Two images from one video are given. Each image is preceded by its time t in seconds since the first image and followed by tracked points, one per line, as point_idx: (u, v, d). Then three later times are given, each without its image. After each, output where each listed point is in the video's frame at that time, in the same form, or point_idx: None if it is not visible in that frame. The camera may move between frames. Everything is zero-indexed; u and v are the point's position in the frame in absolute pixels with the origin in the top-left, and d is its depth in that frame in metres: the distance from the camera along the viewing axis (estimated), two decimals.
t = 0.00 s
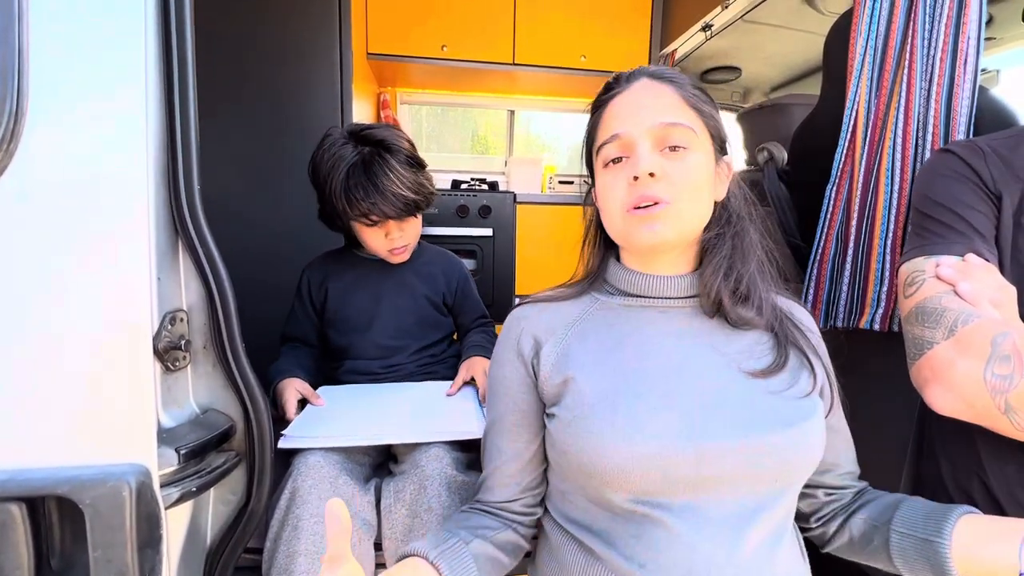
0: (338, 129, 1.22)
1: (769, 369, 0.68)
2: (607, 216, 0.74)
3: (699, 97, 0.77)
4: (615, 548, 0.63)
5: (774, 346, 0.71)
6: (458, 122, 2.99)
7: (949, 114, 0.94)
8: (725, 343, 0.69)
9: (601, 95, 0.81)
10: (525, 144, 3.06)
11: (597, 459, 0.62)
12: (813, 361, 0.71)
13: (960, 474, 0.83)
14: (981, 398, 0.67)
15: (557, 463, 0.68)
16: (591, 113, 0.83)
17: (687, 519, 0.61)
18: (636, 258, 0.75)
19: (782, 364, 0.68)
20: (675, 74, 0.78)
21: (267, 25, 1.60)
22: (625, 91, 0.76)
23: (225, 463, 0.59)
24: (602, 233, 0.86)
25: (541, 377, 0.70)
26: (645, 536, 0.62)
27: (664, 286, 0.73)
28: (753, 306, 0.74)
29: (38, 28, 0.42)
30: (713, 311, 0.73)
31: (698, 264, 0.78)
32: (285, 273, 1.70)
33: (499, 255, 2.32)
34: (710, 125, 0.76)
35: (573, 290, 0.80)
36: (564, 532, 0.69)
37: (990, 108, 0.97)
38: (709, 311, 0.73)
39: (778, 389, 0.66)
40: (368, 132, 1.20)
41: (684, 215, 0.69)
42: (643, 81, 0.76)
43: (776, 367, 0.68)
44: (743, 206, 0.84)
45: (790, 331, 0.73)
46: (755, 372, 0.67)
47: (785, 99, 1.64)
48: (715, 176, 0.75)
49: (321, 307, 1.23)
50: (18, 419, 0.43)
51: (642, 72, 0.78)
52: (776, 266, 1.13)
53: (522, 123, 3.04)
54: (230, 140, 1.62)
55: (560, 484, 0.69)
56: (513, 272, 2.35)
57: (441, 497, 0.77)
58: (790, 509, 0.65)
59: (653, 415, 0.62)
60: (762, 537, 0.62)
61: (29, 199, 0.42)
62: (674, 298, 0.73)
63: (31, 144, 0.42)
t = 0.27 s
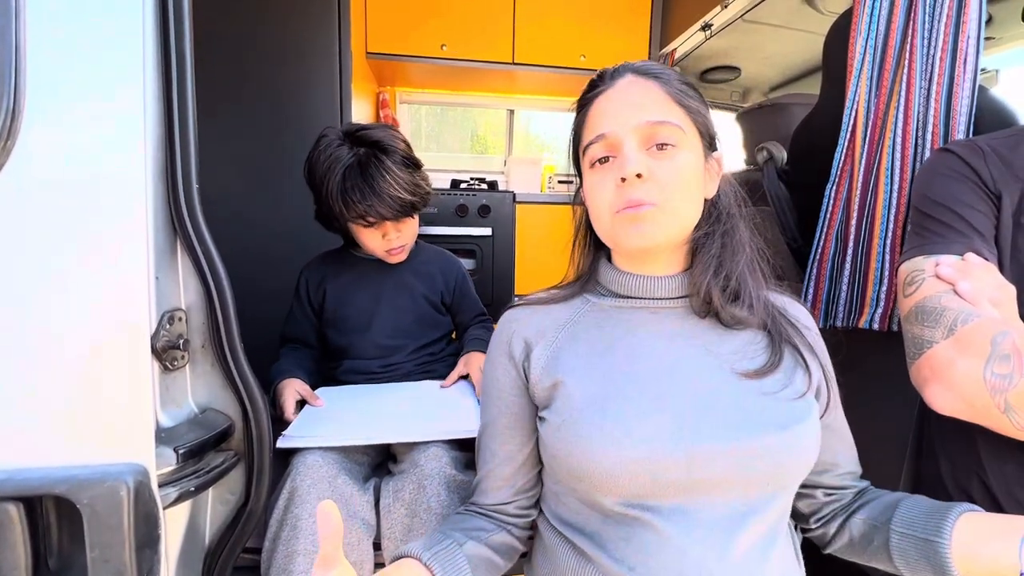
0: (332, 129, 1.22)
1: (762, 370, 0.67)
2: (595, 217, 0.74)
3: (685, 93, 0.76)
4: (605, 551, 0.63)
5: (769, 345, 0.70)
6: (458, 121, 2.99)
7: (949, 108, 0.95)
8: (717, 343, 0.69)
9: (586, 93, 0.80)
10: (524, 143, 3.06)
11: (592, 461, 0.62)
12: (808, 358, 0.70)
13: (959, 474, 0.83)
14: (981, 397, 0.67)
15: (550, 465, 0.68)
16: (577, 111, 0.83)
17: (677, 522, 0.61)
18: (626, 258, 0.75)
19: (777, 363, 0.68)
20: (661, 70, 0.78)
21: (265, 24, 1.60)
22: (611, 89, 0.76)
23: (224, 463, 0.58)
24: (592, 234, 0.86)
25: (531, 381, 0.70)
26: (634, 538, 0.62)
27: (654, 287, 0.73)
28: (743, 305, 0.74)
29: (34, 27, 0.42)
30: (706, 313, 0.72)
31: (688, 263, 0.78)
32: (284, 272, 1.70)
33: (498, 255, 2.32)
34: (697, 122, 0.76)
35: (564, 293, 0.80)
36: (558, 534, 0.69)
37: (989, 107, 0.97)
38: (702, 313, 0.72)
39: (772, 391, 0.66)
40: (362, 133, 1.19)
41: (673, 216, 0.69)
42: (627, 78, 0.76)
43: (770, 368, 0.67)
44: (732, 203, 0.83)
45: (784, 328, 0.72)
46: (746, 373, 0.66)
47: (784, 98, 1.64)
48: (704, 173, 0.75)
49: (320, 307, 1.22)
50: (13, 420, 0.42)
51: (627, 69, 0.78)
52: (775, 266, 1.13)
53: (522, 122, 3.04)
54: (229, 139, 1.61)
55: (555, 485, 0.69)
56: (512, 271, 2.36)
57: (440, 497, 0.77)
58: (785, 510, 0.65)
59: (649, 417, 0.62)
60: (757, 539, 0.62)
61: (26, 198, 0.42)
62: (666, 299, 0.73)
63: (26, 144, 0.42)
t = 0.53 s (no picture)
0: (330, 130, 1.21)
1: (754, 370, 0.67)
2: (593, 211, 0.73)
3: (685, 93, 0.77)
4: (597, 551, 0.63)
5: (761, 345, 0.70)
6: (457, 121, 2.99)
7: (949, 105, 0.95)
8: (708, 342, 0.69)
9: (585, 87, 0.80)
10: (523, 143, 3.06)
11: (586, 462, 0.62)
12: (800, 357, 0.70)
13: (957, 473, 0.83)
14: (979, 397, 0.67)
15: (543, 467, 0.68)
16: (574, 106, 0.83)
17: (667, 524, 0.61)
18: (622, 256, 0.74)
19: (769, 362, 0.68)
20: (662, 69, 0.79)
21: (264, 23, 1.60)
22: (613, 84, 0.75)
23: (222, 463, 0.58)
24: (583, 238, 0.86)
25: (523, 381, 0.70)
26: (625, 539, 0.62)
27: (645, 289, 0.73)
28: (734, 304, 0.74)
29: (32, 27, 0.42)
30: (697, 312, 0.72)
31: (681, 263, 0.77)
32: (284, 272, 1.70)
33: (498, 254, 2.32)
34: (697, 122, 0.76)
35: (555, 295, 0.79)
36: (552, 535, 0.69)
37: (988, 107, 0.97)
38: (693, 312, 0.72)
39: (763, 390, 0.65)
40: (361, 132, 1.19)
41: (675, 214, 0.69)
42: (630, 74, 0.76)
43: (761, 367, 0.67)
44: (722, 206, 0.84)
45: (775, 326, 0.72)
46: (737, 373, 0.66)
47: (784, 97, 1.64)
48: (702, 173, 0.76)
49: (320, 307, 1.22)
50: (10, 420, 0.42)
51: (629, 66, 0.78)
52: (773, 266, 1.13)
53: (521, 122, 3.04)
54: (228, 139, 1.61)
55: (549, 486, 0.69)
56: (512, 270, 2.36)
57: (439, 497, 0.77)
58: (777, 511, 0.65)
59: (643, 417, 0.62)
60: (751, 540, 0.62)
61: (23, 196, 0.42)
62: (657, 301, 0.73)
63: (22, 145, 0.42)
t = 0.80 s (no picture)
0: (333, 129, 1.21)
1: (750, 366, 0.67)
2: (621, 197, 0.71)
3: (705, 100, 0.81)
4: (593, 550, 0.63)
5: (756, 340, 0.70)
6: (456, 120, 2.98)
7: (949, 104, 0.95)
8: (705, 338, 0.69)
9: (614, 76, 0.78)
10: (523, 142, 3.05)
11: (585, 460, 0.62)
12: (795, 356, 0.70)
13: (956, 471, 0.83)
14: (980, 395, 0.67)
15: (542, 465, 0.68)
16: (593, 95, 0.81)
17: (665, 522, 0.61)
18: (634, 247, 0.73)
19: (763, 358, 0.68)
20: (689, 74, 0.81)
21: (264, 22, 1.60)
22: (654, 77, 0.75)
23: (221, 463, 0.58)
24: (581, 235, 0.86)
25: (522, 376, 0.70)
26: (622, 537, 0.62)
27: (645, 284, 0.73)
28: (730, 302, 0.73)
29: (29, 25, 0.42)
30: (695, 307, 0.72)
31: (682, 262, 0.76)
32: (283, 272, 1.70)
33: (497, 254, 2.32)
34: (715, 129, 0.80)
35: (554, 291, 0.79)
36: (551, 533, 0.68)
37: (988, 106, 0.97)
38: (690, 307, 0.72)
39: (759, 384, 0.66)
40: (376, 131, 1.20)
41: (704, 210, 0.71)
42: (671, 72, 0.77)
43: (756, 363, 0.67)
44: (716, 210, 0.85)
45: (770, 324, 0.72)
46: (735, 368, 0.66)
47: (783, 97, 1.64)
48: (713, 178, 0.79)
49: (320, 306, 1.22)
50: (9, 419, 0.42)
51: (668, 65, 0.79)
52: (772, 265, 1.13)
53: (520, 121, 3.04)
54: (228, 138, 1.61)
55: (549, 485, 0.69)
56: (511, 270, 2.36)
57: (440, 497, 0.77)
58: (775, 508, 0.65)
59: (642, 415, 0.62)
60: (750, 538, 0.62)
61: (21, 196, 0.42)
62: (658, 297, 0.73)
63: (20, 143, 0.42)
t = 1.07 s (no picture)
0: (336, 128, 1.21)
1: (757, 365, 0.67)
2: (608, 198, 0.72)
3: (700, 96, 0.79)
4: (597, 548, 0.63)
5: (763, 342, 0.70)
6: (456, 119, 2.98)
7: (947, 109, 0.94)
8: (712, 340, 0.69)
9: (604, 83, 0.80)
10: (523, 142, 3.06)
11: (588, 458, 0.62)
12: (800, 357, 0.71)
13: (957, 469, 0.83)
14: (981, 393, 0.67)
15: (545, 463, 0.68)
16: (590, 103, 0.83)
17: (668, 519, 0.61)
18: (631, 246, 0.73)
19: (771, 358, 0.68)
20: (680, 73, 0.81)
21: (263, 21, 1.60)
22: (635, 79, 0.76)
23: (221, 462, 0.58)
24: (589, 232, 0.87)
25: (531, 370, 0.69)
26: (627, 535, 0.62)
27: (653, 281, 0.73)
28: (735, 303, 0.75)
29: (29, 23, 0.42)
30: (701, 308, 0.73)
31: (687, 259, 0.77)
32: (283, 271, 1.70)
33: (497, 254, 2.34)
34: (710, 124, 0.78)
35: (564, 287, 0.79)
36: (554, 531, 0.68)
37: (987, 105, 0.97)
38: (696, 308, 0.73)
39: (766, 382, 0.66)
40: (373, 131, 1.20)
41: (690, 204, 0.69)
42: (653, 72, 0.77)
43: (765, 363, 0.67)
44: (727, 213, 0.86)
45: (776, 327, 0.73)
46: (744, 367, 0.66)
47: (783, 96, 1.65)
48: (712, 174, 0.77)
49: (321, 307, 1.22)
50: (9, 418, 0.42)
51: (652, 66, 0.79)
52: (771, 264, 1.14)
53: (520, 121, 3.04)
54: (228, 137, 1.61)
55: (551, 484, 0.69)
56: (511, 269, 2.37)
57: (438, 496, 0.78)
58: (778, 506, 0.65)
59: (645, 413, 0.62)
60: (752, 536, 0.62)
61: (19, 193, 0.42)
62: (664, 295, 0.73)
63: (20, 141, 0.42)
